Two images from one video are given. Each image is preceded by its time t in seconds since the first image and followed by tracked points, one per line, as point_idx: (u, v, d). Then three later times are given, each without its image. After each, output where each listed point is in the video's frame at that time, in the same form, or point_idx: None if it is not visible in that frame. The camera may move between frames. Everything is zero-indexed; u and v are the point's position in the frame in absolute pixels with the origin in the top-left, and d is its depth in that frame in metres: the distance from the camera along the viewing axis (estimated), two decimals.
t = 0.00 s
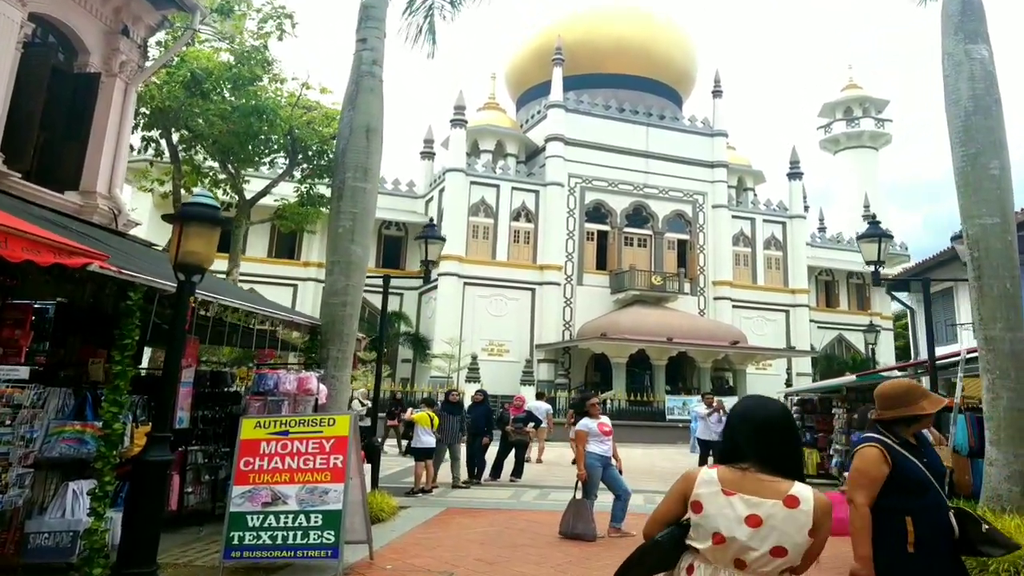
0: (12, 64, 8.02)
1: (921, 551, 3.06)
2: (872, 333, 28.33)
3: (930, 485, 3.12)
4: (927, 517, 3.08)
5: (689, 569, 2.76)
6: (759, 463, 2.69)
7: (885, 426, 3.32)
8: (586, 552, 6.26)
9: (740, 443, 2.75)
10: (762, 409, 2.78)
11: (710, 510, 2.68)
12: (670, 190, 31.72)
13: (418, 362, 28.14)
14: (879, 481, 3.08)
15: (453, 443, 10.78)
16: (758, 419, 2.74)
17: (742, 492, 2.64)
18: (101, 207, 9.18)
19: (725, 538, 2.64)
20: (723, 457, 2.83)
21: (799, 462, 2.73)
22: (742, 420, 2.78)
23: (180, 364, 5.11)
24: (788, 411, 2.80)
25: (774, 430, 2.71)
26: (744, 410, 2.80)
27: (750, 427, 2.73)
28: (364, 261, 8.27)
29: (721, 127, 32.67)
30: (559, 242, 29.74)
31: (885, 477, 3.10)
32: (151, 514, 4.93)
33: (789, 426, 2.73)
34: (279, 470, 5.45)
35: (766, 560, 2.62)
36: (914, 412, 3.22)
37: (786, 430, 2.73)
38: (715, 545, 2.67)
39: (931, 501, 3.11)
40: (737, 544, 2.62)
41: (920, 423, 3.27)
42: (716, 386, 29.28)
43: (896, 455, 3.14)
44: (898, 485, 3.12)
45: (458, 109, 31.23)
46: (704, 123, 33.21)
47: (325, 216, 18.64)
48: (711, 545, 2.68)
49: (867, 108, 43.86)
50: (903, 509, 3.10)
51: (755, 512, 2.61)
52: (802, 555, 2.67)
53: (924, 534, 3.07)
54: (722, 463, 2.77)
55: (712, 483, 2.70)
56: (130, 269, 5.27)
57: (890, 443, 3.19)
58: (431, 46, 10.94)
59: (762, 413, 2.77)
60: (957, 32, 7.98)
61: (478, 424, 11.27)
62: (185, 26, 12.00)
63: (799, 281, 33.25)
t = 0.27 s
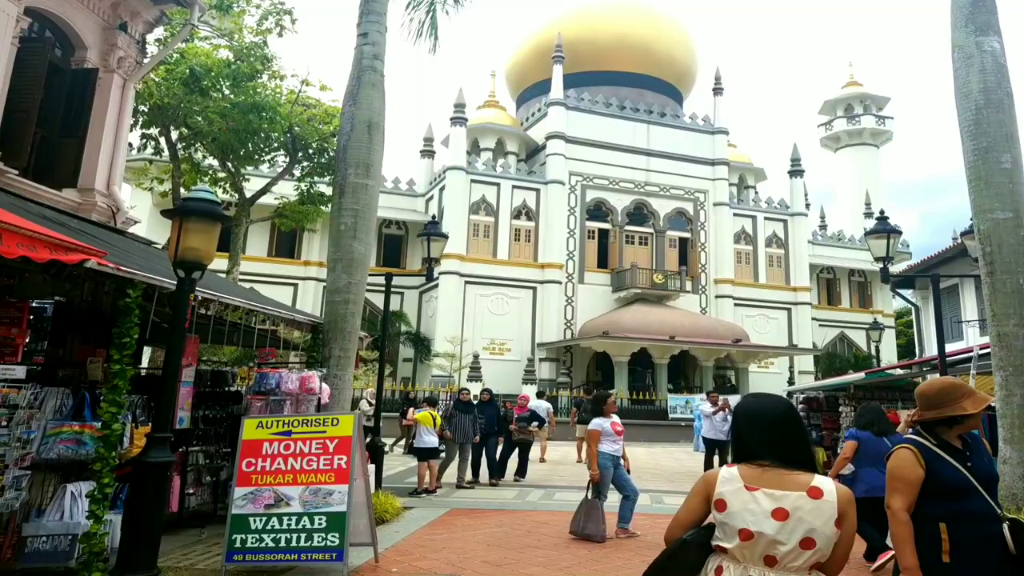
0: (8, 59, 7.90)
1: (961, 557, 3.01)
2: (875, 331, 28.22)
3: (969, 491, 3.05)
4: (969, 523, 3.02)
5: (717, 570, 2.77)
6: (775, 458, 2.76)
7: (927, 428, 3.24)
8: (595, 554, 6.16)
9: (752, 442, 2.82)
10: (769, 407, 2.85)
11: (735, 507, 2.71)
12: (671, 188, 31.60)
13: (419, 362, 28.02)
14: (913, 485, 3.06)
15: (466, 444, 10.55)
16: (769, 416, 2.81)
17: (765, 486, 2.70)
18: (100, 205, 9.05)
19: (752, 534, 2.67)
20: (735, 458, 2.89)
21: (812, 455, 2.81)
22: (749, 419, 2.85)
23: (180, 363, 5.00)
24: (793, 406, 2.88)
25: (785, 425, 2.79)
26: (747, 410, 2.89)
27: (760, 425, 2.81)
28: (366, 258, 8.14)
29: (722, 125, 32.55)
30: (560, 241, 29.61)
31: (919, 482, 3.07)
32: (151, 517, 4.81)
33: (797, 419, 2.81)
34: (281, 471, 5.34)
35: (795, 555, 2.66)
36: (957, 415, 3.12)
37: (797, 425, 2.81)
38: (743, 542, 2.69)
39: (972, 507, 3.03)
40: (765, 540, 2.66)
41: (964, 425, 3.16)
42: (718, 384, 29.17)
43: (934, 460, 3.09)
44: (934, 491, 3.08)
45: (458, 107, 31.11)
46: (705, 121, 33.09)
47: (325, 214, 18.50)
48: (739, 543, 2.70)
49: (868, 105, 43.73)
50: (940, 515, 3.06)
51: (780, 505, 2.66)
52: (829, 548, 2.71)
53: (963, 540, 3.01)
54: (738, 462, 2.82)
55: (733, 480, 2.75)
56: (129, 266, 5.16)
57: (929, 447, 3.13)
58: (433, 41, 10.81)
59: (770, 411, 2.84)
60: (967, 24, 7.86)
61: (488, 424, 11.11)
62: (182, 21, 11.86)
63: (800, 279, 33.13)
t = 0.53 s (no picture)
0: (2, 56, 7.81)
1: None
2: (877, 329, 28.14)
3: None
4: None
5: (720, 563, 2.78)
6: (771, 452, 2.80)
7: (976, 430, 3.06)
8: (598, 556, 6.05)
9: (745, 437, 2.84)
10: (761, 402, 2.88)
11: (736, 500, 2.73)
12: (671, 187, 31.51)
13: (419, 362, 27.93)
14: (959, 489, 2.89)
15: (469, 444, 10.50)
16: (761, 413, 2.84)
17: (765, 478, 2.74)
18: (95, 203, 8.99)
19: (755, 526, 2.69)
20: (729, 454, 2.91)
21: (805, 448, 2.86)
22: (741, 415, 2.88)
23: (174, 363, 4.88)
24: (784, 401, 2.91)
25: (779, 420, 2.82)
26: (739, 408, 2.90)
27: (754, 420, 2.83)
28: (364, 256, 8.04)
29: (721, 124, 32.46)
30: (560, 241, 29.51)
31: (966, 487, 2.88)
32: (144, 521, 4.70)
33: (790, 414, 2.85)
34: (278, 473, 5.23)
35: (797, 544, 2.69)
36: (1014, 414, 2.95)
37: (790, 419, 2.84)
38: (746, 533, 2.71)
39: None
40: (767, 530, 2.69)
41: (1016, 427, 2.99)
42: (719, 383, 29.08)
43: (987, 465, 2.89)
44: (985, 497, 2.88)
45: (457, 106, 31.01)
46: (705, 120, 33.00)
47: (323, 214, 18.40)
48: (741, 534, 2.72)
49: (868, 104, 43.66)
50: (990, 526, 2.86)
51: (782, 495, 2.69)
52: (828, 537, 2.76)
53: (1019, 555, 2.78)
54: (735, 457, 2.84)
55: (733, 474, 2.77)
56: (121, 264, 5.03)
57: (978, 450, 2.93)
58: (433, 38, 10.72)
59: (762, 406, 2.87)
60: (973, 18, 7.75)
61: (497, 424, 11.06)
62: (179, 18, 11.74)
63: (801, 279, 33.05)
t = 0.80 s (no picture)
0: None
1: None
2: (877, 326, 28.07)
3: None
4: None
5: (715, 559, 2.75)
6: (764, 449, 2.79)
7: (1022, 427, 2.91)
8: (599, 557, 5.94)
9: (740, 434, 2.83)
10: (754, 400, 2.89)
11: (732, 497, 2.71)
12: (670, 184, 31.39)
13: (418, 360, 27.82)
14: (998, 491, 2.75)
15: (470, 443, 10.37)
16: (754, 410, 2.84)
17: (761, 475, 2.73)
18: (87, 200, 8.83)
19: (752, 523, 2.66)
20: (723, 451, 2.90)
21: (800, 444, 2.86)
22: (736, 414, 2.87)
23: (165, 361, 4.77)
24: (779, 399, 2.91)
25: (774, 417, 2.82)
26: (733, 406, 2.91)
27: (749, 417, 2.82)
28: (360, 253, 7.92)
29: (720, 120, 32.34)
30: (559, 238, 29.40)
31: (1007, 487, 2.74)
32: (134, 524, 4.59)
33: (785, 411, 2.85)
34: (272, 474, 5.12)
35: (792, 540, 2.68)
36: None
37: (786, 416, 2.84)
38: (742, 530, 2.68)
39: None
40: (763, 527, 2.67)
41: None
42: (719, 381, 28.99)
43: None
44: None
45: (455, 103, 30.87)
46: (704, 116, 32.89)
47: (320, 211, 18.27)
48: (738, 532, 2.69)
49: (867, 100, 43.55)
50: None
51: (778, 492, 2.68)
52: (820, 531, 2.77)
53: None
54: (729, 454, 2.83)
55: (728, 471, 2.75)
56: (110, 261, 4.92)
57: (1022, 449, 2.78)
58: (430, 32, 10.59)
59: (756, 405, 2.87)
60: (977, 9, 7.63)
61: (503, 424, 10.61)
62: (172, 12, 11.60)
63: (801, 275, 32.96)
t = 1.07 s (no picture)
0: None
1: None
2: (878, 323, 27.87)
3: None
4: None
5: (723, 557, 2.62)
6: (769, 445, 2.66)
7: None
8: (596, 560, 5.75)
9: (746, 430, 2.70)
10: (756, 395, 2.76)
11: (737, 496, 2.58)
12: (670, 179, 31.18)
13: (416, 357, 27.64)
14: None
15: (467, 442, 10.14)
16: (755, 405, 2.71)
17: (765, 471, 2.59)
18: (72, 193, 8.63)
19: (759, 520, 2.54)
20: (724, 450, 2.77)
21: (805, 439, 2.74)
22: (738, 410, 2.74)
23: (143, 358, 4.57)
24: (782, 394, 2.78)
25: (777, 411, 2.69)
26: (733, 402, 2.78)
27: (751, 414, 2.69)
28: (351, 247, 7.72)
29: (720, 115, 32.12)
30: (558, 234, 29.20)
31: None
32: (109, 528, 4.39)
33: (788, 405, 2.72)
34: (256, 476, 4.93)
35: (801, 537, 2.56)
36: None
37: (790, 412, 2.70)
38: (750, 528, 2.56)
39: None
40: (772, 524, 2.54)
41: None
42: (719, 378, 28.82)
43: None
44: None
45: (453, 98, 30.65)
46: (704, 111, 32.66)
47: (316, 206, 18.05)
48: (745, 529, 2.56)
49: (867, 95, 43.31)
50: None
51: (783, 488, 2.56)
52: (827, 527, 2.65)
53: None
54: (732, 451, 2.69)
55: (732, 468, 2.61)
56: (84, 253, 4.71)
57: None
58: (426, 21, 10.36)
59: (759, 401, 2.73)
60: None
61: (507, 424, 10.16)
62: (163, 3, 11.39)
63: (801, 272, 32.77)
